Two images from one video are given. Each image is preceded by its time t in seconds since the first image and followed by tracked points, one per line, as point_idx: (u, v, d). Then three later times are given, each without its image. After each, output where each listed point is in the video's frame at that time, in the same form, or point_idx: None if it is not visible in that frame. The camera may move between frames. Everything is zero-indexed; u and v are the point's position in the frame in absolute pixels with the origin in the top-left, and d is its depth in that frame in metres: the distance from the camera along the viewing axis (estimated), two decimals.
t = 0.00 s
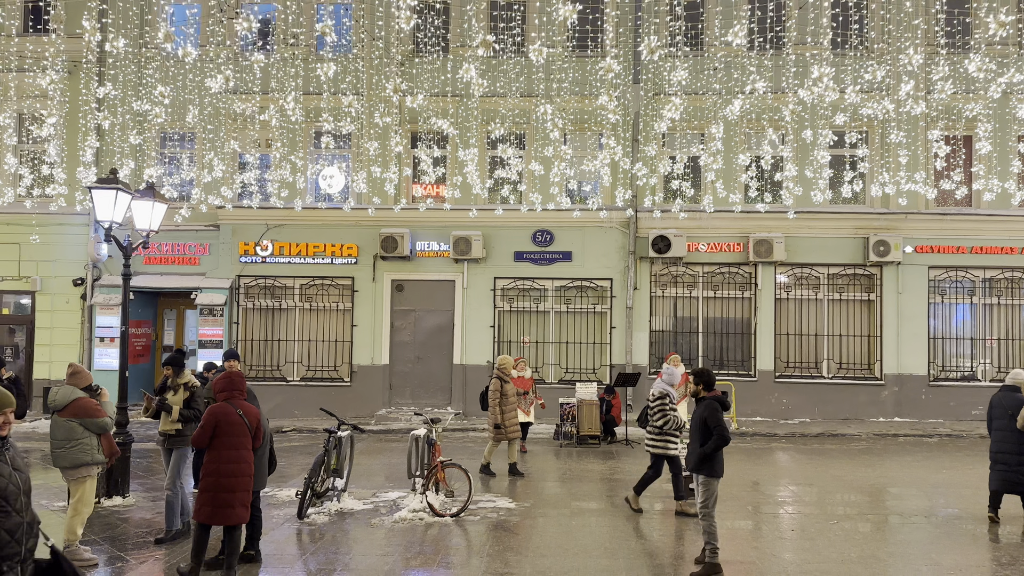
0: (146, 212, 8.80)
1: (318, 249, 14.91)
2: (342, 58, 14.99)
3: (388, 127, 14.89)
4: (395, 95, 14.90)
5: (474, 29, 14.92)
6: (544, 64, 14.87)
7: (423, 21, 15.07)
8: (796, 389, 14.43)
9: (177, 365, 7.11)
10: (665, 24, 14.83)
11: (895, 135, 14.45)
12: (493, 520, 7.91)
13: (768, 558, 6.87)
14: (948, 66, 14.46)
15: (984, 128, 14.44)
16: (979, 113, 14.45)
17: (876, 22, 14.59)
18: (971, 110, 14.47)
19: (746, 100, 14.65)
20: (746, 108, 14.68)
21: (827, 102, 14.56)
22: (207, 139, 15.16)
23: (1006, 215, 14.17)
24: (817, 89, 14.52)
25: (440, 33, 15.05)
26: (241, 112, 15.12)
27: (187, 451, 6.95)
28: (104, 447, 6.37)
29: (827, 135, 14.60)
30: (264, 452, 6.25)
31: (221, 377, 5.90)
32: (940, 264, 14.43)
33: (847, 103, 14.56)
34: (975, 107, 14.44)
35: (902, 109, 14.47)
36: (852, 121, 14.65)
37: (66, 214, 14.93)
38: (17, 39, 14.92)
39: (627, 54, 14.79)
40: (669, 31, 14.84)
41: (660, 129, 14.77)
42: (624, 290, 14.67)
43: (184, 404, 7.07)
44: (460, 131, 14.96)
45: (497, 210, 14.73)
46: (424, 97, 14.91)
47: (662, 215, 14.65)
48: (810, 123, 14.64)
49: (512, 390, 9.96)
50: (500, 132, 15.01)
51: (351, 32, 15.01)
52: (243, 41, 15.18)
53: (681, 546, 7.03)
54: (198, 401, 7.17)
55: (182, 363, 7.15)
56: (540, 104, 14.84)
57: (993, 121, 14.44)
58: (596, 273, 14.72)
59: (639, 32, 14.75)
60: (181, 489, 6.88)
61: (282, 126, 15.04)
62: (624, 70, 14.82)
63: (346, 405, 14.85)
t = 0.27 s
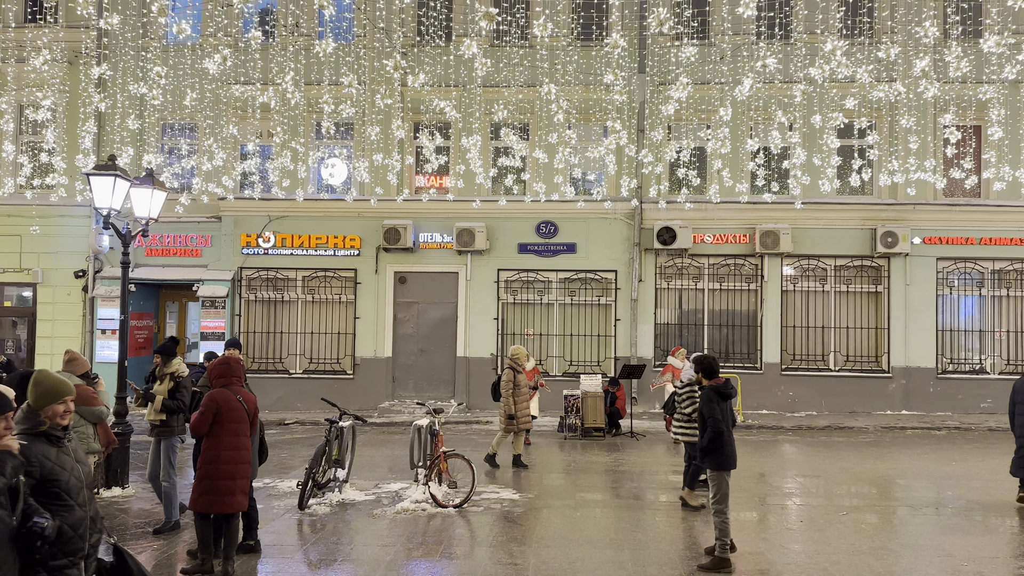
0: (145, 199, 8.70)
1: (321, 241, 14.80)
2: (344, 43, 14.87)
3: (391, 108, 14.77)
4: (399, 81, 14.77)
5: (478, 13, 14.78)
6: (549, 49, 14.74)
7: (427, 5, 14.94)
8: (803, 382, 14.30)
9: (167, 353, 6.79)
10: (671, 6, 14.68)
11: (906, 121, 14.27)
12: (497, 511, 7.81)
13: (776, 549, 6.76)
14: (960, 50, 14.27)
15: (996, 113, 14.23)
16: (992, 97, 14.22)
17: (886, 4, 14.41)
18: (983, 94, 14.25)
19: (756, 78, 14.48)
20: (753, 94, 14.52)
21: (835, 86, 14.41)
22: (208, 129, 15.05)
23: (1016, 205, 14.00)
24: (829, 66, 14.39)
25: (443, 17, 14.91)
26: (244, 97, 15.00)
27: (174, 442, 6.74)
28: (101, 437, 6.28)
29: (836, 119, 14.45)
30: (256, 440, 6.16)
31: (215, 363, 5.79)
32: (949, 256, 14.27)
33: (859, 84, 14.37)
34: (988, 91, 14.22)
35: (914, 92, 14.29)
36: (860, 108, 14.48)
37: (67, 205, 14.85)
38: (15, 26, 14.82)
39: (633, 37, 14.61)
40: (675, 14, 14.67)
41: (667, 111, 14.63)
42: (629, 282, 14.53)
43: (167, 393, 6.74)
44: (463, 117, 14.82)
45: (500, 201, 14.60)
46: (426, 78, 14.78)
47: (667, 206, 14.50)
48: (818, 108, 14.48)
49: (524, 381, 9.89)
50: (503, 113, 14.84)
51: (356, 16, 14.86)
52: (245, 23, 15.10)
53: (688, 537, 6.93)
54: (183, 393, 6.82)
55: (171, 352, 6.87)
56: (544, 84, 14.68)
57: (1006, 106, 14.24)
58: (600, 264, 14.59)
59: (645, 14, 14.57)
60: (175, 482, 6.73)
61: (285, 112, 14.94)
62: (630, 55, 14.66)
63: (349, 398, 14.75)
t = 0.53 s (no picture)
0: (142, 193, 8.60)
1: (321, 236, 14.71)
2: (345, 35, 14.79)
3: (391, 98, 14.66)
4: (400, 74, 14.69)
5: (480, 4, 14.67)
6: (551, 41, 14.61)
7: None
8: (807, 378, 14.18)
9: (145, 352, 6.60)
10: None
11: (914, 112, 14.10)
12: (498, 509, 7.70)
13: (781, 548, 6.65)
14: (967, 42, 14.12)
15: (1005, 105, 14.07)
16: (1001, 88, 14.07)
17: None
18: (992, 86, 14.08)
19: (763, 66, 14.34)
20: (758, 86, 14.37)
21: (842, 77, 14.25)
22: (208, 122, 14.95)
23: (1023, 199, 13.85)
24: (838, 55, 14.26)
25: (444, 10, 14.81)
26: (245, 89, 14.90)
27: (161, 439, 6.72)
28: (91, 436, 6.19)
29: (843, 112, 14.29)
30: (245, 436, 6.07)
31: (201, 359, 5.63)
32: (955, 252, 14.12)
33: (867, 73, 14.23)
34: (998, 81, 14.06)
35: (922, 83, 14.13)
36: (867, 101, 14.31)
37: (66, 200, 14.76)
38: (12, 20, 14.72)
39: (636, 28, 14.49)
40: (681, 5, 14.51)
41: (672, 102, 14.50)
42: (632, 278, 14.41)
43: (147, 392, 6.64)
44: (465, 110, 14.71)
45: (503, 196, 14.50)
46: (425, 66, 14.69)
47: (671, 201, 14.37)
48: (825, 99, 14.34)
49: (535, 380, 9.88)
50: (504, 103, 14.71)
51: (357, 7, 14.77)
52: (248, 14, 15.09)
53: (692, 536, 6.83)
54: (163, 390, 6.67)
55: (152, 348, 6.64)
56: (545, 72, 14.56)
57: (1015, 98, 14.08)
58: (602, 260, 14.47)
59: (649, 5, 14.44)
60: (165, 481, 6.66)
61: (285, 105, 14.86)
62: (633, 46, 14.53)
63: (350, 394, 14.67)
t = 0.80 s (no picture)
0: (139, 187, 8.51)
1: (322, 232, 14.62)
2: (345, 28, 14.68)
3: (389, 90, 14.55)
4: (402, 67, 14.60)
5: None
6: (553, 34, 14.50)
7: None
8: (811, 375, 14.09)
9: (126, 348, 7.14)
10: None
11: (920, 105, 13.97)
12: (499, 506, 7.62)
13: (786, 547, 6.55)
14: (974, 34, 13.98)
15: (1013, 98, 13.93)
16: (1009, 81, 13.93)
17: None
18: (999, 79, 13.96)
19: (769, 57, 14.22)
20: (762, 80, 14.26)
21: (847, 70, 14.13)
22: (208, 117, 14.85)
23: None
24: (845, 45, 14.12)
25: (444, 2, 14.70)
26: (244, 81, 14.79)
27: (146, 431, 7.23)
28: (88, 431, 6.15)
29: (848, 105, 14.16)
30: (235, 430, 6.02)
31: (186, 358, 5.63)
32: (960, 247, 14.00)
33: (874, 63, 14.10)
34: (1006, 73, 13.93)
35: (930, 76, 13.97)
36: (873, 95, 14.21)
37: (65, 195, 14.68)
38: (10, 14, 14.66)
39: (639, 21, 14.37)
40: None
41: (675, 94, 14.37)
42: (634, 274, 14.31)
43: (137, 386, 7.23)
44: (466, 104, 14.61)
45: (504, 191, 14.40)
46: (423, 56, 14.59)
47: (674, 196, 14.27)
48: (830, 92, 14.22)
49: (537, 373, 9.78)
50: (505, 95, 14.60)
51: None
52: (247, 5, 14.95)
53: (696, 534, 6.74)
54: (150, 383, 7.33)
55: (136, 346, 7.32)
56: (546, 63, 14.47)
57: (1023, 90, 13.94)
58: (605, 256, 14.37)
59: None
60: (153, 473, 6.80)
61: (285, 98, 14.77)
62: (636, 39, 14.42)
63: (350, 391, 14.60)
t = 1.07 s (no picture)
0: (136, 181, 8.41)
1: (322, 228, 14.52)
2: (345, 21, 14.58)
3: (387, 81, 14.46)
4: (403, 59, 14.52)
5: None
6: (554, 28, 14.41)
7: None
8: (813, 371, 14.00)
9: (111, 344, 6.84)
10: None
11: (925, 98, 13.84)
12: (499, 504, 7.53)
13: (789, 545, 6.46)
14: (980, 26, 13.86)
15: (1019, 90, 13.80)
16: (1016, 74, 13.80)
17: None
18: (1006, 72, 13.83)
19: (772, 48, 14.10)
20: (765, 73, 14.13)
21: (851, 62, 14.03)
22: (205, 109, 14.73)
23: None
24: (852, 33, 14.02)
25: None
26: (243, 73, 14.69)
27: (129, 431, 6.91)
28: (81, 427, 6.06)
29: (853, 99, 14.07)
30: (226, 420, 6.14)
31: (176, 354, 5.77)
32: (964, 243, 13.89)
33: (880, 54, 14.02)
34: (1014, 65, 13.80)
35: (935, 69, 13.88)
36: (879, 87, 14.08)
37: (65, 191, 14.60)
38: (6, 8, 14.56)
39: (640, 14, 14.25)
40: None
41: (678, 86, 14.27)
42: (636, 270, 14.22)
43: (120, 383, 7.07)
44: (466, 97, 14.50)
45: (504, 186, 14.31)
46: (422, 46, 14.49)
47: (676, 191, 14.18)
48: (835, 85, 14.10)
49: (547, 372, 9.57)
50: (505, 86, 14.49)
51: None
52: None
53: (698, 532, 6.65)
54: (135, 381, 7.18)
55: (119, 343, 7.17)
56: (547, 52, 14.36)
57: None
58: (606, 252, 14.26)
59: None
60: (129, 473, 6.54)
61: (284, 91, 14.67)
62: (638, 31, 14.30)
63: (350, 387, 14.53)
